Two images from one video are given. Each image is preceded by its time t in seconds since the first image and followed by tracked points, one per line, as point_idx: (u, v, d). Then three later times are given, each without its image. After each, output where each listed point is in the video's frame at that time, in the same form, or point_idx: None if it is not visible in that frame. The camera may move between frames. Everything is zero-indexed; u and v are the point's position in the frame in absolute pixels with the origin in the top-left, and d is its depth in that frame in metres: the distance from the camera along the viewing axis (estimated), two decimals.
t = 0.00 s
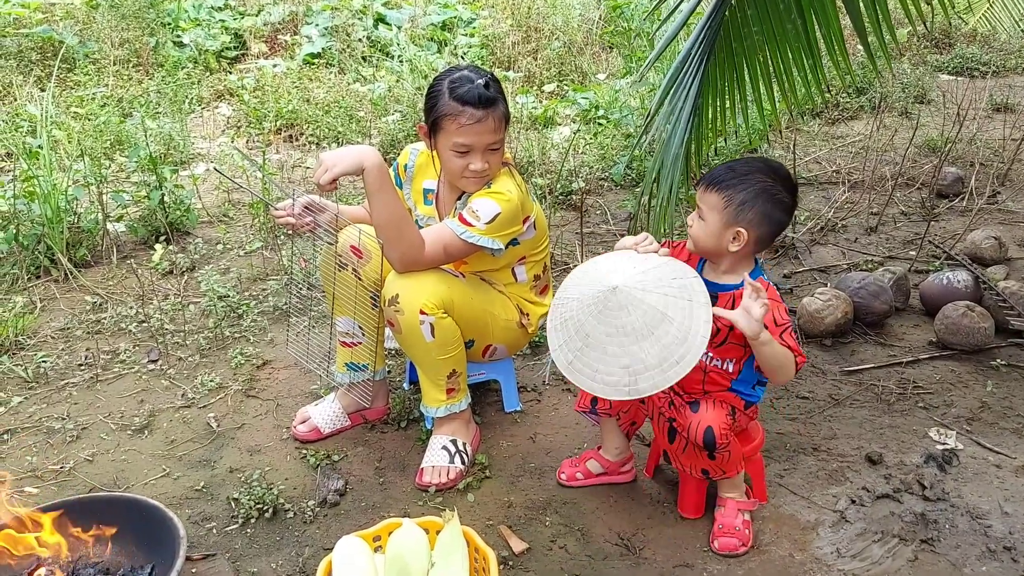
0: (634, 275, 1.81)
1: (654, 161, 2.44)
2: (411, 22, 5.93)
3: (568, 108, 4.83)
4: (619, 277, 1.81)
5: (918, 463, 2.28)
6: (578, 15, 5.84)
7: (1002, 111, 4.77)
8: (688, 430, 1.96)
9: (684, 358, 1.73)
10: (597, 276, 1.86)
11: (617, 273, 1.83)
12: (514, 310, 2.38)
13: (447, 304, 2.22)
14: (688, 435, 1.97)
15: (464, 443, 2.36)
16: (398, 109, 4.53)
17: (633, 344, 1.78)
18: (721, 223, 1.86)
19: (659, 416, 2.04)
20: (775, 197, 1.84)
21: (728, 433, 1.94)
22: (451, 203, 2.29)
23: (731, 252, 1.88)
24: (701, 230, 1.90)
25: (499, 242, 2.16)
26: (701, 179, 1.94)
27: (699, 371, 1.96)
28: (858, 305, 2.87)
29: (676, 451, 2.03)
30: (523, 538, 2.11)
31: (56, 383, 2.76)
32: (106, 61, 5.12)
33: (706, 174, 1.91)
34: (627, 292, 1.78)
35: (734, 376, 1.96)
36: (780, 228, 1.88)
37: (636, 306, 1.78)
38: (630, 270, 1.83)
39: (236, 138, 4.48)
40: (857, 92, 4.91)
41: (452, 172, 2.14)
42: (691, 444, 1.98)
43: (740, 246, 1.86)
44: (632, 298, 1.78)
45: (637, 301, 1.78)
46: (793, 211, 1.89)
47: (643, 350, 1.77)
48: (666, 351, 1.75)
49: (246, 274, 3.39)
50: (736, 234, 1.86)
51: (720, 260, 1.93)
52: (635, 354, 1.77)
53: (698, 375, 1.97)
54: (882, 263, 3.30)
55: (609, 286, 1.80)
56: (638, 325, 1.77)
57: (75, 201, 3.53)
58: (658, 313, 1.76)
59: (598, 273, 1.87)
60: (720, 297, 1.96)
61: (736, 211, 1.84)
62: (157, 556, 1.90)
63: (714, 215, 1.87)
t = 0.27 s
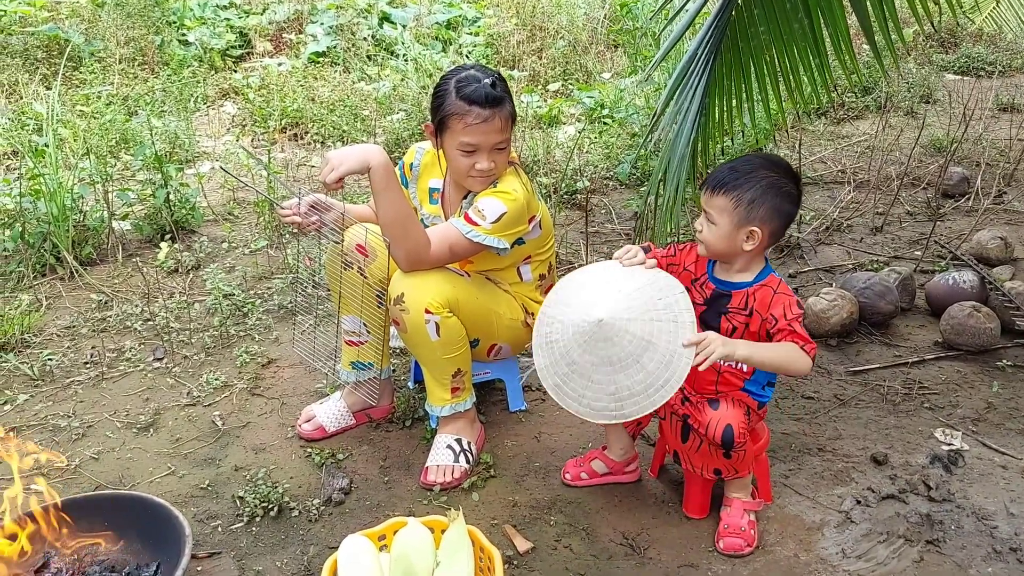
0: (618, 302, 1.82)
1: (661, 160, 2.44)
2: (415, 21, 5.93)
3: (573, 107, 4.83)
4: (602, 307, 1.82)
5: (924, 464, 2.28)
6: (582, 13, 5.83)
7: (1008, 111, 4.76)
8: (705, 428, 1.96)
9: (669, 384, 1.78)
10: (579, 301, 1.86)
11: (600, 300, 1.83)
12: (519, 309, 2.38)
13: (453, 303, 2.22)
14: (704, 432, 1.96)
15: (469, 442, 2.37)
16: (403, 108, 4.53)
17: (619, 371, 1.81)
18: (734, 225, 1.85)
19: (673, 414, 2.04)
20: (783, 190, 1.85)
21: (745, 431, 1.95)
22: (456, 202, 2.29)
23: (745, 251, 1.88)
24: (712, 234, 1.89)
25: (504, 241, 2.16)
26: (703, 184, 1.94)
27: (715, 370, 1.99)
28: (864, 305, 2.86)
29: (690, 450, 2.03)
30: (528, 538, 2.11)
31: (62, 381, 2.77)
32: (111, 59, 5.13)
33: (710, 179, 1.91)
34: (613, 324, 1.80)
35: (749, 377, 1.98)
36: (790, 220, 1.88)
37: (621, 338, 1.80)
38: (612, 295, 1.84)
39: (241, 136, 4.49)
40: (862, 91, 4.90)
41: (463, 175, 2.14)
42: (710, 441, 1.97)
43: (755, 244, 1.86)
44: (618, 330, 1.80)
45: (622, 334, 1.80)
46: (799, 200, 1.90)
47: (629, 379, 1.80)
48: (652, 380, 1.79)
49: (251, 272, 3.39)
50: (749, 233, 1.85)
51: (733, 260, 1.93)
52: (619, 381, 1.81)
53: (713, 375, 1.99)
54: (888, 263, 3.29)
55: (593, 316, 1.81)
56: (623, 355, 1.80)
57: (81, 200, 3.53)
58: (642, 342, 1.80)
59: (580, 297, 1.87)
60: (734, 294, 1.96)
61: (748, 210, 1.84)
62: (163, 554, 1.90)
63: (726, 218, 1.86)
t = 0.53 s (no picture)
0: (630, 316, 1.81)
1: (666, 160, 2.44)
2: (421, 18, 5.93)
3: (578, 105, 4.83)
4: (612, 323, 1.81)
5: (929, 463, 2.28)
6: (588, 11, 5.82)
7: (1015, 110, 4.74)
8: (711, 424, 1.96)
9: (688, 395, 1.76)
10: (596, 314, 1.86)
11: (612, 314, 1.83)
12: (524, 307, 2.38)
13: (458, 301, 2.22)
14: (710, 429, 1.96)
15: (474, 440, 2.37)
16: (408, 106, 4.54)
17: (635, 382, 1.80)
18: (750, 225, 1.85)
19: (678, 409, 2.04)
20: (796, 187, 1.86)
21: (749, 429, 1.95)
22: (462, 199, 2.29)
23: (759, 250, 1.88)
24: (727, 234, 1.89)
25: (509, 239, 2.16)
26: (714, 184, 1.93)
27: (721, 367, 1.99)
28: (869, 304, 2.86)
29: (694, 447, 2.03)
30: (532, 535, 2.12)
31: (68, 377, 2.78)
32: (117, 56, 5.14)
33: (722, 178, 1.90)
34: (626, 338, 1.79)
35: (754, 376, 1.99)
36: (802, 217, 1.89)
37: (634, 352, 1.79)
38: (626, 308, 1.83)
39: (246, 134, 4.50)
40: (868, 90, 4.88)
41: (476, 175, 2.14)
42: (715, 438, 1.97)
43: (769, 242, 1.87)
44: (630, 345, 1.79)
45: (635, 349, 1.79)
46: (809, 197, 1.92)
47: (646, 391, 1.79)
48: (669, 393, 1.77)
49: (256, 270, 3.40)
50: (765, 232, 1.86)
51: (745, 258, 1.93)
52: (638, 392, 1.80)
53: (719, 372, 2.00)
54: (894, 262, 3.28)
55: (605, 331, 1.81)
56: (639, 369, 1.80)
57: (87, 197, 3.55)
58: (657, 354, 1.78)
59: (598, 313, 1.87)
60: (742, 291, 1.96)
61: (763, 210, 1.84)
62: (169, 551, 1.92)
63: (740, 218, 1.86)
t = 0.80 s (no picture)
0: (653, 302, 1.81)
1: (671, 159, 2.41)
2: (425, 16, 5.92)
3: (582, 102, 4.82)
4: (637, 308, 1.81)
5: (934, 461, 2.27)
6: (593, 8, 5.81)
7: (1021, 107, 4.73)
8: (717, 421, 1.95)
9: (723, 372, 1.75)
10: (618, 301, 1.86)
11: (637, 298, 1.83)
12: (528, 304, 2.39)
13: (462, 297, 2.22)
14: (715, 424, 1.96)
15: (478, 437, 2.37)
16: (413, 103, 4.54)
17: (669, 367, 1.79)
18: (760, 223, 1.85)
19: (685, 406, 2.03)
20: (803, 183, 1.87)
21: (755, 425, 1.94)
22: (466, 196, 2.30)
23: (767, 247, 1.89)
24: (736, 231, 1.88)
25: (514, 236, 2.16)
26: (720, 180, 1.92)
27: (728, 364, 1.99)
28: (874, 301, 2.86)
29: (699, 443, 2.03)
30: (536, 532, 2.12)
31: (74, 373, 2.79)
32: (123, 53, 5.15)
33: (730, 176, 1.88)
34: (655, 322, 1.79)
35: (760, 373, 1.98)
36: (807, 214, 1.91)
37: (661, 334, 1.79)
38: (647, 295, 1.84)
39: (251, 131, 4.50)
40: (874, 87, 4.87)
41: (485, 172, 2.14)
42: (722, 435, 1.96)
43: (777, 240, 1.88)
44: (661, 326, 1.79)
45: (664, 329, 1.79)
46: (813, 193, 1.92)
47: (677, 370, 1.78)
48: (704, 368, 1.76)
49: (261, 266, 3.41)
50: (773, 229, 1.86)
51: (751, 256, 1.93)
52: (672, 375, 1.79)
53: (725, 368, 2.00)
54: (899, 259, 3.28)
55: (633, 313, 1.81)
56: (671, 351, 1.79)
57: (93, 194, 3.55)
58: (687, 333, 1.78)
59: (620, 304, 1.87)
60: (747, 287, 1.96)
61: (773, 207, 1.84)
62: (174, 546, 1.92)
63: (750, 216, 1.85)
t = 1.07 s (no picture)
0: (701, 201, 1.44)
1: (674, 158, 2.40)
2: (428, 15, 5.92)
3: (585, 102, 4.82)
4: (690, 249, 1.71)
5: (936, 460, 2.27)
6: (596, 7, 5.80)
7: None
8: (718, 422, 1.97)
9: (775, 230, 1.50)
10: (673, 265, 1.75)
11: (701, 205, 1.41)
12: (531, 303, 2.39)
13: (465, 297, 2.23)
14: (716, 425, 1.97)
15: (481, 435, 2.38)
16: (416, 102, 4.54)
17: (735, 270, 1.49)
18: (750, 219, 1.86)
19: (686, 408, 2.05)
20: (798, 182, 1.86)
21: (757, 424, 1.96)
22: (470, 195, 2.30)
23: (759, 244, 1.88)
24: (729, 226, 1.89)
25: (517, 235, 2.16)
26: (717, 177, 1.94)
27: (728, 365, 2.00)
28: (877, 301, 2.85)
29: (700, 443, 2.04)
30: (539, 531, 2.12)
31: (77, 372, 2.80)
32: (126, 53, 5.15)
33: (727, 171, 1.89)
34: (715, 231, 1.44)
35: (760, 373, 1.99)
36: (802, 214, 1.89)
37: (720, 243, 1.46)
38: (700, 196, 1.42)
39: (254, 130, 4.51)
40: (877, 86, 4.86)
41: (481, 169, 2.14)
42: (723, 435, 1.98)
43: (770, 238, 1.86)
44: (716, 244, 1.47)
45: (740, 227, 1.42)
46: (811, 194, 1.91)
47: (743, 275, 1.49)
48: (758, 248, 1.47)
49: (264, 265, 3.41)
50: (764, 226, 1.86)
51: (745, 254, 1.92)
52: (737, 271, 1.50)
53: (725, 369, 2.00)
54: (902, 259, 3.27)
55: (718, 219, 1.39)
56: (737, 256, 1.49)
57: (96, 193, 3.56)
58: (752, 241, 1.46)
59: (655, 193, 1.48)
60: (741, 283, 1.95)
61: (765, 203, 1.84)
62: (177, 545, 1.92)
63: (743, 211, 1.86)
